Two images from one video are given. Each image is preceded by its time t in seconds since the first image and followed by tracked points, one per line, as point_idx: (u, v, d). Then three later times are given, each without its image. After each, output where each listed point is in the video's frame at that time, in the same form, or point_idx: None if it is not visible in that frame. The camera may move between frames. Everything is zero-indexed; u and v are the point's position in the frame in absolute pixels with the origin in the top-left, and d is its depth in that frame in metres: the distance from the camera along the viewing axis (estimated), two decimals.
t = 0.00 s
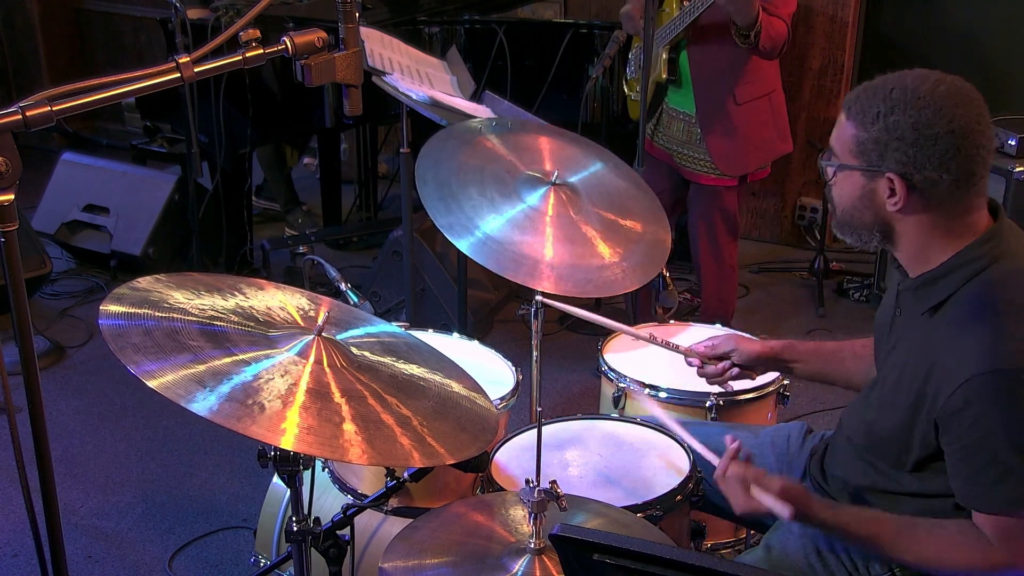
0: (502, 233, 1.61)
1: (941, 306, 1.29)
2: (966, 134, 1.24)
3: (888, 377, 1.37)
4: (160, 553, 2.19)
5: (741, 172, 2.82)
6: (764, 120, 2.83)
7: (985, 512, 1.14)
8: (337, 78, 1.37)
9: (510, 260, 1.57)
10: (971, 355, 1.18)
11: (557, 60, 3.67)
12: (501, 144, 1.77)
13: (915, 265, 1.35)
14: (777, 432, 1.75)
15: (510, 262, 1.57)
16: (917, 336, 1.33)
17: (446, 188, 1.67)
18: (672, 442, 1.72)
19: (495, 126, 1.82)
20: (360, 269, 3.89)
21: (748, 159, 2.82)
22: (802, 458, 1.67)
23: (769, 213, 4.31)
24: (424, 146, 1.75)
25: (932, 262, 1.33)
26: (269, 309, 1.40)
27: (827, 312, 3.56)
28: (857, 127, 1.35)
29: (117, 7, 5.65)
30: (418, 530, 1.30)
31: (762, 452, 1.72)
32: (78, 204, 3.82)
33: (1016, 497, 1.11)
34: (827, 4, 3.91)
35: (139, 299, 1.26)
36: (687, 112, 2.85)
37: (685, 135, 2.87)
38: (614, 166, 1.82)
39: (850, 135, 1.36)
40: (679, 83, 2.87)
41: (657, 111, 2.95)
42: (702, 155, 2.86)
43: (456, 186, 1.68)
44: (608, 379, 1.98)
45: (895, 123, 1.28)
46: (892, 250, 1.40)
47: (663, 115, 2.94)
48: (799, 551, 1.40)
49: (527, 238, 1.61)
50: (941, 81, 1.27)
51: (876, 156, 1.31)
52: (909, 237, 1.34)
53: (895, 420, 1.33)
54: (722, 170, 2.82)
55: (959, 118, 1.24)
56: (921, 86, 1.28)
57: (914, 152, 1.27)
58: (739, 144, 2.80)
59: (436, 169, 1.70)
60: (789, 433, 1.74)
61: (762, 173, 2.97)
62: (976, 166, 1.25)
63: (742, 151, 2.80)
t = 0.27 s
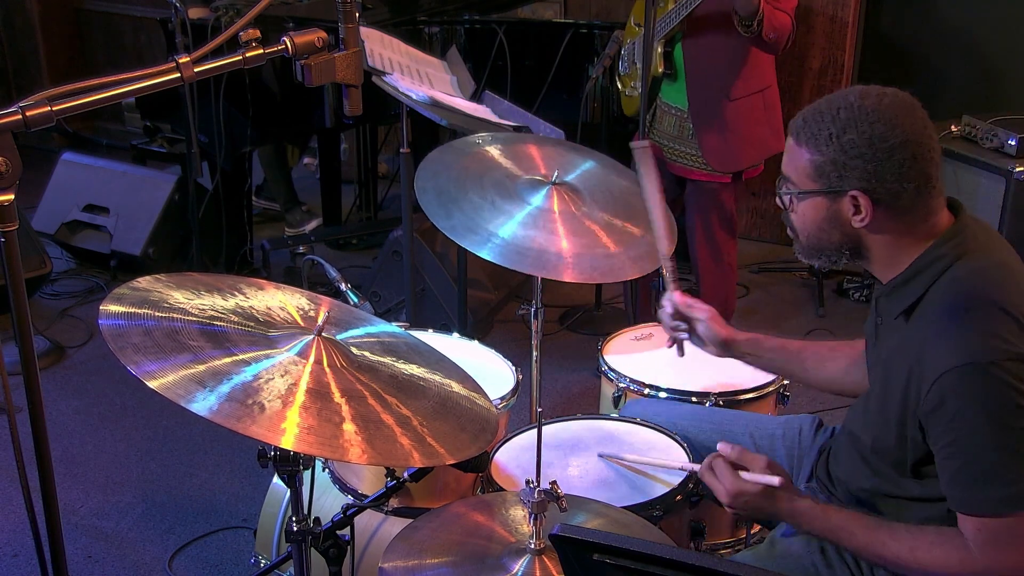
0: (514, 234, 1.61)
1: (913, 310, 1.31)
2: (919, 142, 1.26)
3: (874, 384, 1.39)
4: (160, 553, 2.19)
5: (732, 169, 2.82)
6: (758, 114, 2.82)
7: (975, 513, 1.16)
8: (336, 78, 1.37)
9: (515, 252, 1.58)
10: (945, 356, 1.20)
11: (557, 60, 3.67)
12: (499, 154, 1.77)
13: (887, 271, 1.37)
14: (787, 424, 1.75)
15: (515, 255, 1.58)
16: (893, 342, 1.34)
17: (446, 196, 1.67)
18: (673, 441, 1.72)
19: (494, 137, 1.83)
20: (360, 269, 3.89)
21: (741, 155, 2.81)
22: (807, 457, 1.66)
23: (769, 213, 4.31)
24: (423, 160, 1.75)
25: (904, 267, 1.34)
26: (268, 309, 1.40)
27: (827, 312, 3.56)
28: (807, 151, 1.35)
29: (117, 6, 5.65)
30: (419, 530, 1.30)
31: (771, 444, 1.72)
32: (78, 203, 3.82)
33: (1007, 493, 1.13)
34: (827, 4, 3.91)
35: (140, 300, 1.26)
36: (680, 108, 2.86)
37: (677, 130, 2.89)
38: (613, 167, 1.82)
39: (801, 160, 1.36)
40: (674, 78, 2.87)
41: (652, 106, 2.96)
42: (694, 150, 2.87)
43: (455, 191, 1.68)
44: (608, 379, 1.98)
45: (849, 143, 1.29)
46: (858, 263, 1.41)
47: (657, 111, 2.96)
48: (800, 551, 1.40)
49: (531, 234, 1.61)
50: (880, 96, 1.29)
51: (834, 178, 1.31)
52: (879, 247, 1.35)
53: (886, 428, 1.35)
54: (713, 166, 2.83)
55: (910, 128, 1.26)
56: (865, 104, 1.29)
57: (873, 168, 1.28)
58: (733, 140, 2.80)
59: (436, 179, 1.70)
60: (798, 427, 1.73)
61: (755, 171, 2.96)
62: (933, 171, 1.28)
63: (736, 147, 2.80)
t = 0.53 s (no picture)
0: (505, 236, 1.62)
1: (913, 295, 1.31)
2: (931, 123, 1.28)
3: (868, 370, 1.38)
4: (160, 553, 2.19)
5: (738, 171, 2.82)
6: (764, 116, 2.81)
7: (977, 498, 1.17)
8: (337, 78, 1.37)
9: (509, 261, 1.58)
10: (952, 344, 1.20)
11: (557, 60, 3.67)
12: (502, 145, 1.77)
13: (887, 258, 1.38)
14: (779, 430, 1.76)
15: (509, 263, 1.58)
16: (890, 324, 1.34)
17: (446, 192, 1.68)
18: (673, 442, 1.72)
19: (499, 125, 1.83)
20: (360, 269, 3.89)
21: (746, 156, 2.81)
22: (798, 457, 1.68)
23: (769, 213, 4.31)
24: (424, 151, 1.75)
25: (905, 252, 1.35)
26: (269, 309, 1.40)
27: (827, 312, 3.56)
28: (819, 126, 1.37)
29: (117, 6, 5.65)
30: (418, 529, 1.30)
31: (764, 451, 1.73)
32: (78, 204, 3.82)
33: (1009, 477, 1.15)
34: (827, 4, 3.92)
35: (139, 300, 1.26)
36: (686, 110, 2.87)
37: (683, 132, 2.89)
38: (615, 163, 1.81)
39: (812, 135, 1.38)
40: (680, 81, 2.88)
41: (657, 110, 2.97)
42: (700, 153, 2.87)
43: (455, 187, 1.69)
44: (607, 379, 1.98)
45: (860, 118, 1.31)
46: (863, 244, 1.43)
47: (662, 114, 2.97)
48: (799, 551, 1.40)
49: (527, 240, 1.62)
50: (899, 74, 1.31)
51: (843, 154, 1.34)
52: (883, 230, 1.36)
53: (881, 412, 1.34)
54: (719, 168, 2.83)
55: (923, 109, 1.28)
56: (881, 82, 1.31)
57: (882, 147, 1.29)
58: (739, 139, 2.79)
59: (436, 173, 1.70)
60: (790, 433, 1.75)
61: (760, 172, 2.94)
62: (943, 154, 1.29)
63: (741, 148, 2.80)
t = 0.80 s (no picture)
0: (508, 233, 1.61)
1: (917, 299, 1.31)
2: (928, 132, 1.26)
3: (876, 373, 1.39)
4: (160, 553, 2.19)
5: (741, 170, 2.82)
6: (767, 118, 2.81)
7: (986, 501, 1.17)
8: (337, 78, 1.37)
9: (511, 256, 1.57)
10: (956, 349, 1.20)
11: (557, 60, 3.67)
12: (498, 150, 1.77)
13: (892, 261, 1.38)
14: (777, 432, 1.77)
15: (510, 258, 1.57)
16: (897, 331, 1.34)
17: (446, 191, 1.67)
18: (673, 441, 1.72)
19: (491, 132, 1.83)
20: (360, 269, 3.89)
21: (749, 156, 2.81)
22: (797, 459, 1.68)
23: (769, 213, 4.31)
24: (424, 150, 1.75)
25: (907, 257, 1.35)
26: (269, 309, 1.40)
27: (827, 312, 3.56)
28: (819, 129, 1.37)
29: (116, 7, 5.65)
30: (419, 530, 1.30)
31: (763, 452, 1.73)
32: (78, 204, 3.82)
33: (1010, 484, 1.14)
34: (827, 4, 3.91)
35: (141, 292, 1.26)
36: (692, 108, 2.87)
37: (688, 130, 2.89)
38: (613, 168, 1.82)
39: (812, 139, 1.38)
40: (684, 78, 2.88)
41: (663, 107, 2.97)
42: (704, 151, 2.88)
43: (455, 186, 1.68)
44: (607, 379, 1.98)
45: (857, 125, 1.30)
46: (866, 245, 1.42)
47: (668, 112, 2.96)
48: (799, 551, 1.40)
49: (528, 237, 1.61)
50: (899, 80, 1.29)
51: (840, 160, 1.33)
52: (883, 234, 1.36)
53: (884, 416, 1.36)
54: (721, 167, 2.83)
55: (920, 118, 1.26)
56: (880, 88, 1.29)
57: (876, 155, 1.29)
58: (741, 139, 2.79)
59: (435, 173, 1.70)
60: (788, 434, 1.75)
61: (765, 170, 2.95)
62: (941, 162, 1.27)
63: (744, 148, 2.80)
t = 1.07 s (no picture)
0: (509, 236, 1.61)
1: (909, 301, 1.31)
2: (942, 150, 1.26)
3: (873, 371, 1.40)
4: (160, 553, 2.19)
5: (742, 171, 2.81)
6: (769, 122, 2.80)
7: (966, 507, 1.16)
8: (337, 78, 1.37)
9: (512, 258, 1.58)
10: (943, 351, 1.19)
11: (557, 60, 3.67)
12: (501, 150, 1.77)
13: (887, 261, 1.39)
14: (776, 434, 1.77)
15: (513, 261, 1.58)
16: (891, 334, 1.35)
17: (446, 196, 1.67)
18: (673, 442, 1.72)
19: (496, 130, 1.82)
20: (360, 269, 3.89)
21: (751, 158, 2.80)
22: (797, 462, 1.68)
23: (769, 213, 4.31)
24: (423, 156, 1.74)
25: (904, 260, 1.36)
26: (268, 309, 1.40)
27: (827, 312, 3.56)
28: (832, 129, 1.36)
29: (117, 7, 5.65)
30: (418, 529, 1.30)
31: (762, 453, 1.73)
32: (78, 204, 3.82)
33: (1003, 490, 1.14)
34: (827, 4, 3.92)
35: (138, 302, 1.26)
36: (695, 108, 2.88)
37: (693, 131, 2.90)
38: (611, 163, 1.82)
39: (824, 138, 1.37)
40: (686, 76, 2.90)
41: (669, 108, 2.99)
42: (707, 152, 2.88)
43: (455, 189, 1.68)
44: (607, 379, 1.98)
45: (872, 134, 1.30)
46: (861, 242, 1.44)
47: (674, 111, 2.98)
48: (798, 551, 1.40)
49: (530, 238, 1.61)
50: (922, 91, 1.27)
51: (850, 164, 1.34)
52: (881, 238, 1.38)
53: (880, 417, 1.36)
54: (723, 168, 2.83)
55: (936, 135, 1.26)
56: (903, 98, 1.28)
57: (887, 166, 1.29)
58: (745, 140, 2.78)
59: (435, 176, 1.69)
60: (787, 436, 1.76)
61: (770, 170, 2.94)
62: (950, 179, 1.28)
63: (747, 150, 2.79)
